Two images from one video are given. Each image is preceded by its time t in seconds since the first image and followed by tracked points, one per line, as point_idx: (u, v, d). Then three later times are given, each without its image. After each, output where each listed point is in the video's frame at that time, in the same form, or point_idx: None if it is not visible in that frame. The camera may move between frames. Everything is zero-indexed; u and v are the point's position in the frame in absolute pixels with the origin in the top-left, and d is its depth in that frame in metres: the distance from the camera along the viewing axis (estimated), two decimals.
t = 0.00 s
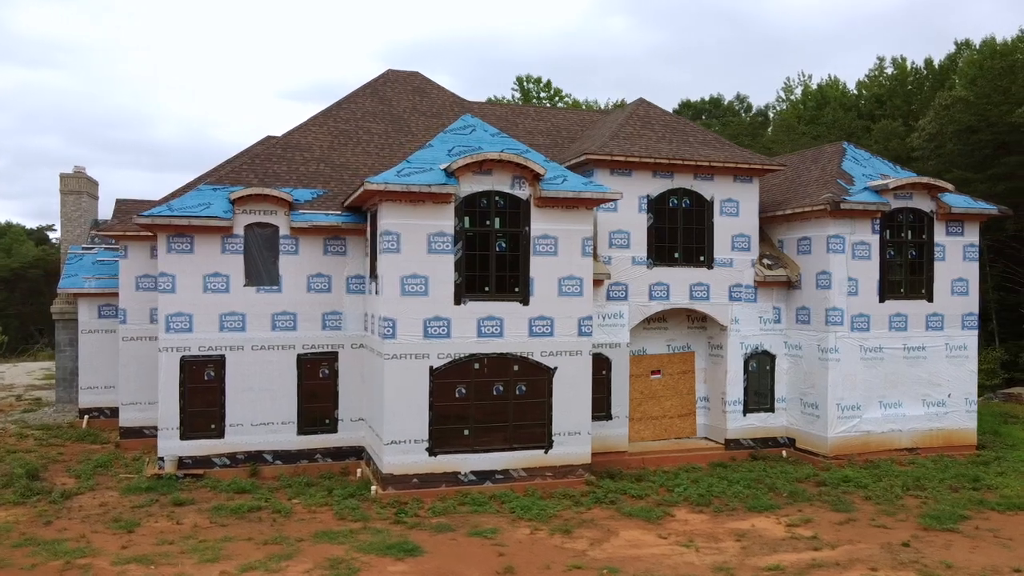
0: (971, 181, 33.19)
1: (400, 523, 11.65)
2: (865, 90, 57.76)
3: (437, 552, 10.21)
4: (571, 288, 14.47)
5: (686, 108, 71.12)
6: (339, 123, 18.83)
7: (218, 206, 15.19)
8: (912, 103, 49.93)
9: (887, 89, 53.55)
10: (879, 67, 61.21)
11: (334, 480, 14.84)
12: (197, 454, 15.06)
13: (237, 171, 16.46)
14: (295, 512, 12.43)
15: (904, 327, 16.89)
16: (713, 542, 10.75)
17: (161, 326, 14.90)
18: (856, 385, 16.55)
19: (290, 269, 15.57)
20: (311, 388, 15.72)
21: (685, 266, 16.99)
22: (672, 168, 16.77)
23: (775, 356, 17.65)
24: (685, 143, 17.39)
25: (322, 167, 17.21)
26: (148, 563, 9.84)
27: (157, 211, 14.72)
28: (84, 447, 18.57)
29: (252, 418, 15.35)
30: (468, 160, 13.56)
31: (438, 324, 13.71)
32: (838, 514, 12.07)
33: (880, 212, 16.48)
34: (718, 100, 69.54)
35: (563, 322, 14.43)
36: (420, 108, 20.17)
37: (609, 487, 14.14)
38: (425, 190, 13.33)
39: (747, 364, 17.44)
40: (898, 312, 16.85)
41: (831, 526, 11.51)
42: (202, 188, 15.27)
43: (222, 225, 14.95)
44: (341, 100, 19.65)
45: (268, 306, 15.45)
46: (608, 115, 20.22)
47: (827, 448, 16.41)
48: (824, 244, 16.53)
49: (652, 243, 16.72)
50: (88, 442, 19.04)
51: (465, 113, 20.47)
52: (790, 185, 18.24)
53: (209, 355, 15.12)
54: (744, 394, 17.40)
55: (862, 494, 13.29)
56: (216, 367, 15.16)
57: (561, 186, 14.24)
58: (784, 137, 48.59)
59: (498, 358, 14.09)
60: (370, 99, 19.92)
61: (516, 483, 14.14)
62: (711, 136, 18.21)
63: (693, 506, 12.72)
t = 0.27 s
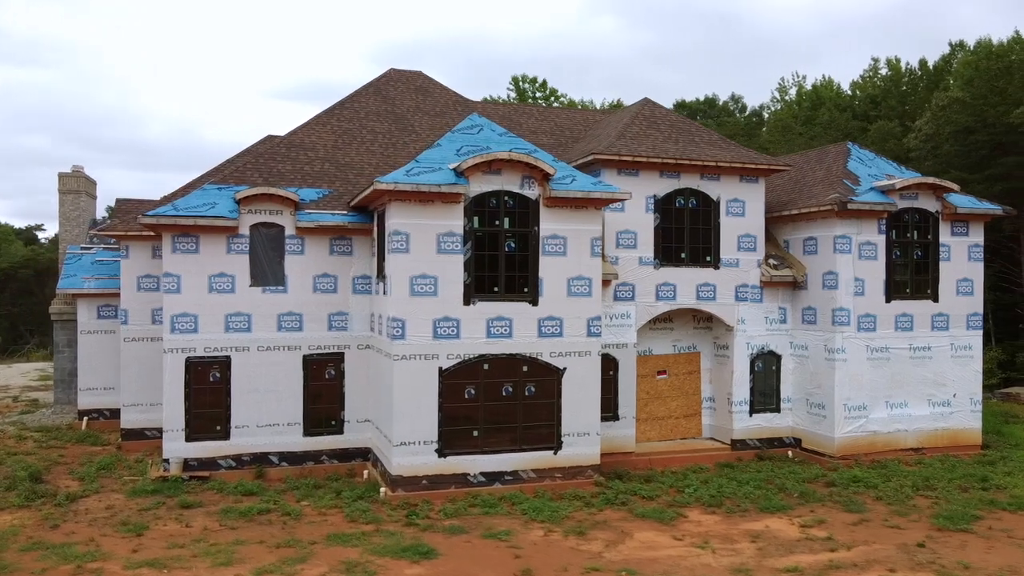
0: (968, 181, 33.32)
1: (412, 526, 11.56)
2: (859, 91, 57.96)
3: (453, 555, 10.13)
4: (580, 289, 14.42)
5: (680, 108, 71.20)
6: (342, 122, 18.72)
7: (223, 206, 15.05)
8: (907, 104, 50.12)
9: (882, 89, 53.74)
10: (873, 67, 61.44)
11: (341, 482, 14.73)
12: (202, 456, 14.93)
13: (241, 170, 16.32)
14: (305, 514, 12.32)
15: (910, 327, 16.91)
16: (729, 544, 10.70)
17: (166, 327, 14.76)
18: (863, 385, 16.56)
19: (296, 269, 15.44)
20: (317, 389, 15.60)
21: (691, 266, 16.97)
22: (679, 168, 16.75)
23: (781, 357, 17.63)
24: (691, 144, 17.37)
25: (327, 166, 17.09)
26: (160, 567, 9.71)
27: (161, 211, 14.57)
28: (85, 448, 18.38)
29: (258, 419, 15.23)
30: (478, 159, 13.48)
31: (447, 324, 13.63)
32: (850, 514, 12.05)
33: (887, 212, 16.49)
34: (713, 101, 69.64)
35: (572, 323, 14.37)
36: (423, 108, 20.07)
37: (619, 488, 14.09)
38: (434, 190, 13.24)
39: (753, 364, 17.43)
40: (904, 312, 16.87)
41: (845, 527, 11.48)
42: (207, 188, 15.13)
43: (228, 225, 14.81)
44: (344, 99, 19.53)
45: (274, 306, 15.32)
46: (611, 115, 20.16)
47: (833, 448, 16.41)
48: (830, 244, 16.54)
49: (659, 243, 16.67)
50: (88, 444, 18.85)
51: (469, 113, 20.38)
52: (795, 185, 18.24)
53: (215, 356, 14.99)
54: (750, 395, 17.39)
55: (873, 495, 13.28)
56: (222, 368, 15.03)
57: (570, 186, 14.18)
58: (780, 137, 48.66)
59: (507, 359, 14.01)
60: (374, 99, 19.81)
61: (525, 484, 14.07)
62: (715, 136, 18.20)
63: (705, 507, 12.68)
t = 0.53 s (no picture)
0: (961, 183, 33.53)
1: (422, 528, 11.47)
2: (850, 92, 58.25)
3: (466, 558, 10.05)
4: (586, 289, 14.37)
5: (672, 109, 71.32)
6: (343, 121, 18.59)
7: (226, 205, 14.90)
8: (898, 105, 50.40)
9: (873, 91, 54.03)
10: (863, 69, 61.78)
11: (346, 484, 14.62)
12: (204, 458, 14.77)
13: (243, 169, 16.17)
14: (312, 517, 12.21)
15: (913, 327, 16.97)
16: (742, 545, 10.68)
17: (167, 328, 14.59)
18: (866, 385, 16.60)
19: (299, 270, 15.31)
20: (320, 390, 15.47)
21: (695, 266, 16.95)
22: (683, 168, 16.73)
23: (784, 357, 17.64)
24: (694, 144, 17.37)
25: (329, 166, 16.96)
26: (170, 572, 9.58)
27: (163, 210, 14.41)
28: (82, 451, 18.17)
29: (261, 421, 15.09)
30: (485, 159, 13.40)
31: (454, 324, 13.55)
32: (859, 514, 12.06)
33: (890, 212, 16.54)
34: (704, 101, 69.81)
35: (578, 323, 14.32)
36: (423, 108, 19.96)
37: (626, 489, 14.05)
38: (441, 190, 13.15)
39: (756, 364, 17.44)
40: (907, 312, 16.92)
41: (855, 527, 11.49)
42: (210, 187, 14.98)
43: (231, 224, 14.66)
44: (345, 98, 19.40)
45: (277, 307, 15.18)
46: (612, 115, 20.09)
47: (837, 448, 16.44)
48: (834, 244, 16.56)
49: (663, 243, 16.65)
50: (85, 446, 18.63)
51: (469, 113, 20.28)
52: (797, 186, 18.26)
53: (217, 357, 14.83)
54: (753, 395, 17.40)
55: (880, 495, 13.30)
56: (225, 369, 14.88)
57: (577, 186, 14.13)
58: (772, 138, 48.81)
59: (514, 360, 13.94)
60: (374, 98, 19.68)
61: (532, 485, 14.00)
62: (718, 136, 18.20)
63: (714, 508, 12.66)
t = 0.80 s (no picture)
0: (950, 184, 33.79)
1: (429, 531, 11.38)
2: (838, 94, 58.60)
3: (477, 561, 9.97)
4: (589, 289, 14.33)
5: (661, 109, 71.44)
6: (341, 120, 18.43)
7: (225, 205, 14.73)
8: (886, 107, 50.76)
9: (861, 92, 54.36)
10: (851, 70, 62.16)
11: (347, 486, 14.50)
12: (204, 461, 14.60)
13: (241, 168, 15.99)
14: (317, 520, 12.08)
15: (911, 327, 17.06)
16: (752, 545, 10.67)
17: (166, 328, 14.40)
18: (865, 385, 16.67)
19: (299, 270, 15.17)
20: (320, 391, 15.33)
21: (695, 266, 16.95)
22: (683, 168, 16.73)
23: (783, 357, 17.68)
24: (694, 144, 17.38)
25: (328, 165, 16.80)
26: None
27: (162, 210, 14.22)
28: (76, 453, 17.92)
29: (261, 422, 14.93)
30: (490, 158, 13.33)
31: (458, 325, 13.46)
32: (865, 514, 12.09)
33: (888, 213, 16.62)
34: (693, 102, 69.99)
35: (582, 323, 14.28)
36: (421, 107, 19.81)
37: (630, 490, 14.02)
38: (445, 189, 13.07)
39: (756, 364, 17.47)
40: (905, 312, 17.01)
41: (862, 526, 11.52)
42: (208, 186, 14.80)
43: (230, 224, 14.49)
44: (342, 97, 19.23)
45: (277, 307, 15.03)
46: (609, 116, 19.92)
47: (837, 448, 16.50)
48: (834, 244, 16.63)
49: (664, 243, 16.64)
50: (79, 449, 18.36)
51: (467, 112, 20.14)
52: (796, 186, 18.31)
53: (217, 358, 14.67)
54: (753, 395, 17.43)
55: (883, 494, 13.35)
56: (224, 370, 14.71)
57: (580, 186, 14.08)
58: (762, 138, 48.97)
59: (517, 360, 13.88)
60: (371, 97, 19.52)
61: (535, 486, 13.95)
62: (717, 137, 18.21)
63: (719, 508, 12.66)
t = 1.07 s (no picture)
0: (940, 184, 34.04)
1: (436, 533, 11.30)
2: (826, 95, 58.94)
3: (487, 563, 9.91)
4: (592, 289, 14.30)
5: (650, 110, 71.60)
6: (339, 119, 18.29)
7: (224, 204, 14.57)
8: (874, 108, 51.07)
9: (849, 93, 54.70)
10: (839, 72, 62.53)
11: (349, 488, 14.39)
12: (203, 463, 14.44)
13: (240, 167, 15.82)
14: (321, 522, 11.97)
15: (909, 327, 17.16)
16: (760, 545, 10.67)
17: (165, 329, 14.23)
18: (864, 385, 16.75)
19: (300, 270, 15.03)
20: (321, 392, 15.20)
21: (695, 266, 16.97)
22: (683, 168, 16.74)
23: (782, 357, 17.72)
24: (693, 145, 17.40)
25: (327, 164, 16.67)
26: None
27: (161, 209, 14.05)
28: (69, 455, 17.66)
29: (261, 424, 14.79)
30: (494, 158, 13.27)
31: (462, 325, 13.39)
32: (870, 513, 12.12)
33: (887, 213, 16.71)
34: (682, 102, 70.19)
35: (585, 324, 14.25)
36: (418, 106, 19.69)
37: (634, 490, 14.00)
38: (449, 189, 12.99)
39: (755, 364, 17.51)
40: (903, 312, 17.11)
41: (868, 526, 11.56)
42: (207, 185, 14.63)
43: (230, 223, 14.34)
44: (339, 95, 19.09)
45: (277, 307, 14.90)
46: (608, 115, 19.92)
47: (836, 447, 16.56)
48: (833, 244, 16.70)
49: (664, 243, 16.64)
50: (72, 451, 18.11)
51: (466, 112, 20.05)
52: (794, 186, 18.37)
53: (216, 359, 14.51)
54: (752, 394, 17.47)
55: (886, 494, 13.40)
56: (223, 371, 14.56)
57: (584, 186, 14.05)
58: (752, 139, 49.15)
59: (521, 361, 13.82)
60: (368, 95, 19.38)
61: (539, 487, 13.90)
62: (716, 137, 18.24)
63: (725, 508, 12.66)
